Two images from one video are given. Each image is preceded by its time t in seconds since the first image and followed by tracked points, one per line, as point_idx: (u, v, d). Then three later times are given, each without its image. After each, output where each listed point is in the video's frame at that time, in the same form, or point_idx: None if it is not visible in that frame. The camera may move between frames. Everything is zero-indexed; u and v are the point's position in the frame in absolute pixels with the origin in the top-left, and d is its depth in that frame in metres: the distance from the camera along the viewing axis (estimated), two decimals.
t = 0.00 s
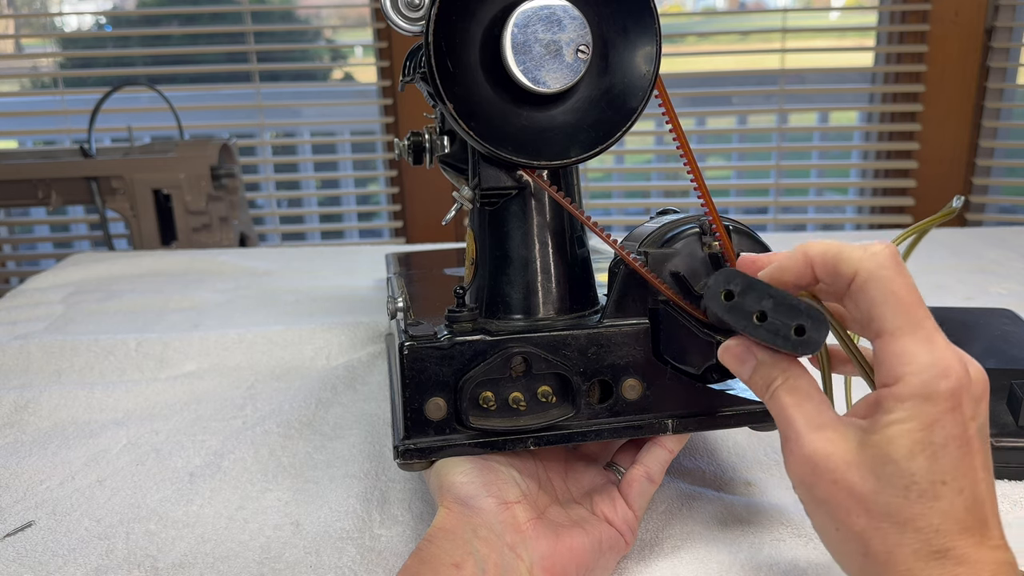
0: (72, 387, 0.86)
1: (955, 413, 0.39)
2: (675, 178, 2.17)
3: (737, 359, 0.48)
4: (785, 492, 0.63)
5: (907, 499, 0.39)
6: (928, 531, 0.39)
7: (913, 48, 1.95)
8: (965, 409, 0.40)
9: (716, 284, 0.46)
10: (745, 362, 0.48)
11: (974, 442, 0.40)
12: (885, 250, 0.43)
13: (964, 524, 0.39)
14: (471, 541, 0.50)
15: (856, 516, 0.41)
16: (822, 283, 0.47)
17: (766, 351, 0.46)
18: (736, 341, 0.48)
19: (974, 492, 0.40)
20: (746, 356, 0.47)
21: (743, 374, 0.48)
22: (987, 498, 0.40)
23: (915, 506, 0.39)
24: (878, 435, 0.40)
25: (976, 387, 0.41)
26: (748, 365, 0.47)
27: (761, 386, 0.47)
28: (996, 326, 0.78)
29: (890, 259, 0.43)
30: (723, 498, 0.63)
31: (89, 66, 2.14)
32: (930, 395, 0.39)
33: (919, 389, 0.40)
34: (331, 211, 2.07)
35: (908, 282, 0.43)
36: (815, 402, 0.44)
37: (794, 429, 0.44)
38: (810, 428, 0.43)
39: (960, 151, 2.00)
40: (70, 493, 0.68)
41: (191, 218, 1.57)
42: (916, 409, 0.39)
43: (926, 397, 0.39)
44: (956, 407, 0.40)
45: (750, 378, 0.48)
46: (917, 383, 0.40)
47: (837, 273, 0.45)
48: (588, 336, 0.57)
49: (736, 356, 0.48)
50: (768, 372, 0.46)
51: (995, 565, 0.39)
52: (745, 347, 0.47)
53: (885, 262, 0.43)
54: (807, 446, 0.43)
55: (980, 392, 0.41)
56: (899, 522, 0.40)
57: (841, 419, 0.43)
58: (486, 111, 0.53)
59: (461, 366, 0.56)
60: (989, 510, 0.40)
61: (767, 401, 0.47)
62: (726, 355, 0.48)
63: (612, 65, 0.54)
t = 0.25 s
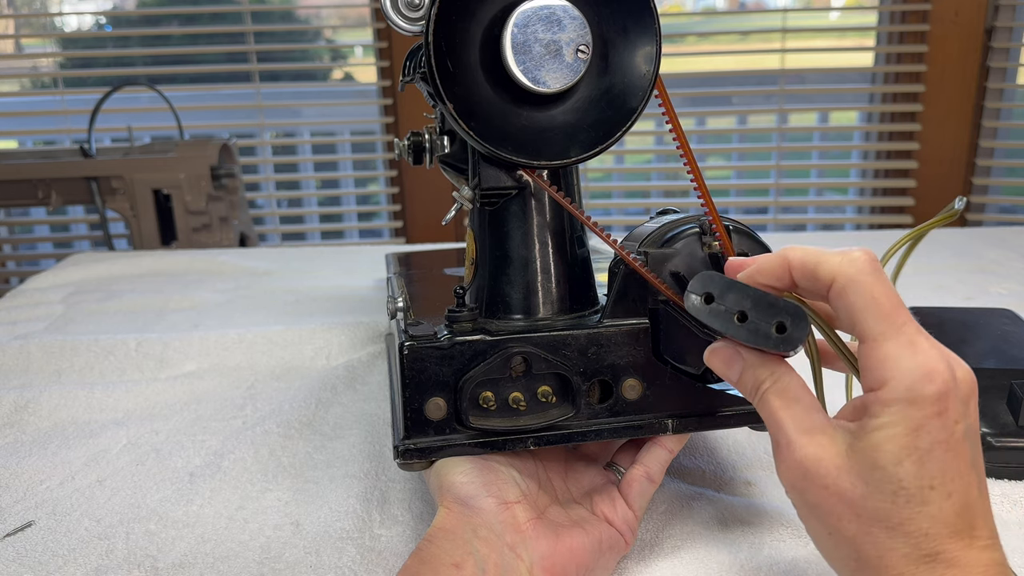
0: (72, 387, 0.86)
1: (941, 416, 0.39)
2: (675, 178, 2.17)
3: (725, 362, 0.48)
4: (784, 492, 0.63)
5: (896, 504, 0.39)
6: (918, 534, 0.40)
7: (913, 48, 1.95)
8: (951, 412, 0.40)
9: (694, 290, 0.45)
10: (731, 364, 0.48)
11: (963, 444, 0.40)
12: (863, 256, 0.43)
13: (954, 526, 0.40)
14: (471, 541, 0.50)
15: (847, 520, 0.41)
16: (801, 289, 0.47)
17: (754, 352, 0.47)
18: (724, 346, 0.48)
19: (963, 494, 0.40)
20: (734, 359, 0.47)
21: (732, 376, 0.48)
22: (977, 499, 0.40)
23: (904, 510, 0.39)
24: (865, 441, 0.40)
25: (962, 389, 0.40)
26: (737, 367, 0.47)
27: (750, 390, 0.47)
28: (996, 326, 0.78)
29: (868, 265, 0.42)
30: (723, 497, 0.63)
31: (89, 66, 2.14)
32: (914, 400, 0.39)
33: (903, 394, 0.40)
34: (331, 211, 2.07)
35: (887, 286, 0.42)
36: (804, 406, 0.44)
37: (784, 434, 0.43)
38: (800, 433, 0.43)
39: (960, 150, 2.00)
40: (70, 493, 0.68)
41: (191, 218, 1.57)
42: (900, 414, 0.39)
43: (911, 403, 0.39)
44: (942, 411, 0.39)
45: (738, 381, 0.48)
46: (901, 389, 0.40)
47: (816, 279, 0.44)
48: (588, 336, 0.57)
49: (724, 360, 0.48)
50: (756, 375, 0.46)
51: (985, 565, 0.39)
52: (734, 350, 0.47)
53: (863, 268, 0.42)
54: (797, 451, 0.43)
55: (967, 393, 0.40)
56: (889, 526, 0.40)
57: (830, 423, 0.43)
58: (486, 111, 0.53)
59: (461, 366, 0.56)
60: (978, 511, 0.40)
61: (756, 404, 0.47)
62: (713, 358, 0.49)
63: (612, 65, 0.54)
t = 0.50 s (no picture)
0: (73, 387, 0.86)
1: (937, 416, 0.40)
2: (675, 178, 2.17)
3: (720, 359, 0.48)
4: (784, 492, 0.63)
5: (892, 505, 0.40)
6: (914, 535, 0.40)
7: (913, 48, 1.95)
8: (947, 412, 0.40)
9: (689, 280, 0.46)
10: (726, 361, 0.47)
11: (958, 445, 0.40)
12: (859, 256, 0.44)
13: (950, 526, 0.40)
14: (471, 540, 0.50)
15: (843, 523, 0.41)
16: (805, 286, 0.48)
17: (747, 348, 0.47)
18: (720, 343, 0.48)
19: (959, 494, 0.40)
20: (729, 357, 0.47)
21: (726, 375, 0.48)
22: (972, 500, 0.40)
23: (900, 511, 0.40)
24: (861, 442, 0.40)
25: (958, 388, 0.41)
26: (732, 366, 0.47)
27: (744, 390, 0.47)
28: (996, 326, 0.78)
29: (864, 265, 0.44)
30: (723, 498, 0.63)
31: (89, 66, 2.14)
32: (909, 399, 0.40)
33: (898, 393, 0.40)
34: (331, 211, 2.07)
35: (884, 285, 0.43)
36: (798, 408, 0.44)
37: (779, 437, 0.43)
38: (795, 436, 0.43)
39: (960, 150, 2.00)
40: (70, 493, 0.68)
41: (191, 218, 1.57)
42: (896, 414, 0.40)
43: (907, 403, 0.40)
44: (937, 411, 0.40)
45: (733, 380, 0.47)
46: (897, 388, 0.40)
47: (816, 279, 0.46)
48: (588, 336, 0.57)
49: (717, 358, 0.48)
50: (749, 373, 0.46)
51: (981, 566, 0.39)
52: (728, 346, 0.47)
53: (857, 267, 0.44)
54: (792, 455, 0.42)
55: (963, 391, 0.41)
56: (886, 527, 0.40)
57: (825, 426, 0.43)
58: (486, 111, 0.53)
59: (461, 366, 0.56)
60: (974, 511, 0.40)
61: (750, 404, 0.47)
62: (707, 356, 0.48)
63: (612, 65, 0.54)
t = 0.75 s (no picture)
0: (73, 387, 0.86)
1: (938, 416, 0.40)
2: (675, 178, 2.17)
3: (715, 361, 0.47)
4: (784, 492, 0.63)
5: (890, 504, 0.40)
6: (912, 535, 0.40)
7: (913, 48, 1.95)
8: (947, 411, 0.40)
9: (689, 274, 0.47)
10: (720, 364, 0.47)
11: (958, 444, 0.40)
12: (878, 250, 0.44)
13: (948, 526, 0.40)
14: (471, 541, 0.50)
15: (841, 523, 0.41)
16: (822, 281, 0.48)
17: (740, 350, 0.47)
18: (715, 345, 0.48)
19: (958, 494, 0.40)
20: (723, 359, 0.47)
21: (721, 377, 0.47)
22: (970, 499, 0.40)
23: (898, 510, 0.40)
24: (861, 441, 0.41)
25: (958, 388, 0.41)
26: (726, 368, 0.47)
27: (739, 390, 0.47)
28: (996, 326, 0.78)
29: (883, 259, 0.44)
30: (723, 498, 0.63)
31: (89, 66, 2.14)
32: (910, 398, 0.40)
33: (900, 391, 0.40)
34: (331, 211, 2.07)
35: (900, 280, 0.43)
36: (797, 408, 0.44)
37: (776, 437, 0.43)
38: (793, 437, 0.43)
39: (960, 150, 2.00)
40: (70, 493, 0.68)
41: (191, 218, 1.57)
42: (897, 412, 0.40)
43: (908, 401, 0.40)
44: (938, 410, 0.40)
45: (728, 381, 0.47)
46: (899, 385, 0.40)
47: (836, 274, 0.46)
48: (588, 336, 0.57)
49: (712, 360, 0.47)
50: (743, 376, 0.46)
51: (980, 566, 0.39)
52: (724, 347, 0.47)
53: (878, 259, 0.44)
54: (790, 455, 0.43)
55: (964, 391, 0.41)
56: (883, 527, 0.40)
57: (824, 425, 0.43)
58: (486, 111, 0.53)
59: (461, 366, 0.56)
60: (973, 511, 0.40)
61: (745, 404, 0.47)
62: (702, 359, 0.48)
63: (612, 65, 0.54)
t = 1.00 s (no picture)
0: (73, 387, 0.86)
1: (944, 416, 0.39)
2: (675, 178, 2.17)
3: (722, 353, 0.46)
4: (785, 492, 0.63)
5: (895, 504, 0.40)
6: (916, 535, 0.40)
7: (913, 48, 1.95)
8: (954, 411, 0.40)
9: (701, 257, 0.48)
10: (727, 356, 0.46)
11: (964, 444, 0.40)
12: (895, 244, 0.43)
13: (953, 526, 0.40)
14: (471, 541, 0.50)
15: (844, 522, 0.41)
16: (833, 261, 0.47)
17: (745, 343, 0.46)
18: (720, 337, 0.46)
19: (962, 494, 0.40)
20: (728, 352, 0.45)
21: (726, 370, 0.46)
22: (975, 500, 0.40)
23: (903, 510, 0.40)
24: (866, 441, 0.40)
25: (965, 388, 0.41)
26: (731, 362, 0.45)
27: (743, 384, 0.46)
28: (996, 326, 0.78)
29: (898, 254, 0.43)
30: (723, 498, 0.63)
31: (89, 66, 2.14)
32: (918, 397, 0.39)
33: (907, 391, 0.40)
34: (331, 211, 2.07)
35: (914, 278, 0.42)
36: (801, 405, 0.43)
37: (781, 435, 0.43)
38: (798, 434, 0.43)
39: (960, 151, 2.00)
40: (70, 493, 0.68)
41: (191, 218, 1.57)
42: (905, 411, 0.40)
43: (915, 401, 0.39)
44: (945, 410, 0.40)
45: (731, 374, 0.46)
46: (906, 385, 0.40)
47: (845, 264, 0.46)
48: (588, 336, 0.57)
49: (716, 354, 0.46)
50: (750, 369, 0.45)
51: (984, 566, 0.39)
52: (730, 340, 0.46)
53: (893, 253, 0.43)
54: (795, 453, 0.42)
55: (970, 390, 0.41)
56: (888, 527, 0.40)
57: (828, 423, 0.43)
58: (486, 110, 0.53)
59: (461, 366, 0.56)
60: (977, 511, 0.40)
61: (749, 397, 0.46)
62: (705, 351, 0.46)
63: (612, 65, 0.54)
